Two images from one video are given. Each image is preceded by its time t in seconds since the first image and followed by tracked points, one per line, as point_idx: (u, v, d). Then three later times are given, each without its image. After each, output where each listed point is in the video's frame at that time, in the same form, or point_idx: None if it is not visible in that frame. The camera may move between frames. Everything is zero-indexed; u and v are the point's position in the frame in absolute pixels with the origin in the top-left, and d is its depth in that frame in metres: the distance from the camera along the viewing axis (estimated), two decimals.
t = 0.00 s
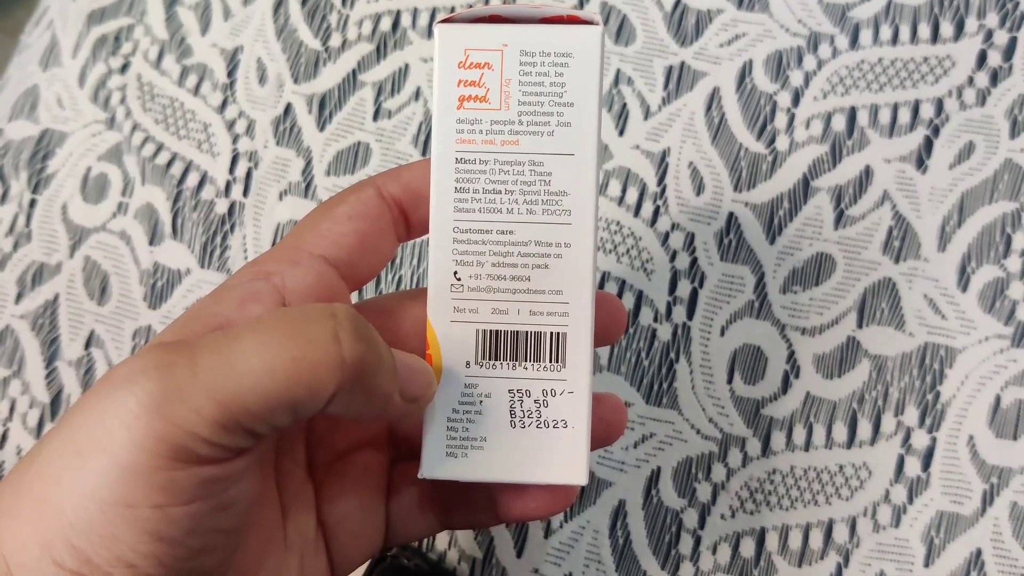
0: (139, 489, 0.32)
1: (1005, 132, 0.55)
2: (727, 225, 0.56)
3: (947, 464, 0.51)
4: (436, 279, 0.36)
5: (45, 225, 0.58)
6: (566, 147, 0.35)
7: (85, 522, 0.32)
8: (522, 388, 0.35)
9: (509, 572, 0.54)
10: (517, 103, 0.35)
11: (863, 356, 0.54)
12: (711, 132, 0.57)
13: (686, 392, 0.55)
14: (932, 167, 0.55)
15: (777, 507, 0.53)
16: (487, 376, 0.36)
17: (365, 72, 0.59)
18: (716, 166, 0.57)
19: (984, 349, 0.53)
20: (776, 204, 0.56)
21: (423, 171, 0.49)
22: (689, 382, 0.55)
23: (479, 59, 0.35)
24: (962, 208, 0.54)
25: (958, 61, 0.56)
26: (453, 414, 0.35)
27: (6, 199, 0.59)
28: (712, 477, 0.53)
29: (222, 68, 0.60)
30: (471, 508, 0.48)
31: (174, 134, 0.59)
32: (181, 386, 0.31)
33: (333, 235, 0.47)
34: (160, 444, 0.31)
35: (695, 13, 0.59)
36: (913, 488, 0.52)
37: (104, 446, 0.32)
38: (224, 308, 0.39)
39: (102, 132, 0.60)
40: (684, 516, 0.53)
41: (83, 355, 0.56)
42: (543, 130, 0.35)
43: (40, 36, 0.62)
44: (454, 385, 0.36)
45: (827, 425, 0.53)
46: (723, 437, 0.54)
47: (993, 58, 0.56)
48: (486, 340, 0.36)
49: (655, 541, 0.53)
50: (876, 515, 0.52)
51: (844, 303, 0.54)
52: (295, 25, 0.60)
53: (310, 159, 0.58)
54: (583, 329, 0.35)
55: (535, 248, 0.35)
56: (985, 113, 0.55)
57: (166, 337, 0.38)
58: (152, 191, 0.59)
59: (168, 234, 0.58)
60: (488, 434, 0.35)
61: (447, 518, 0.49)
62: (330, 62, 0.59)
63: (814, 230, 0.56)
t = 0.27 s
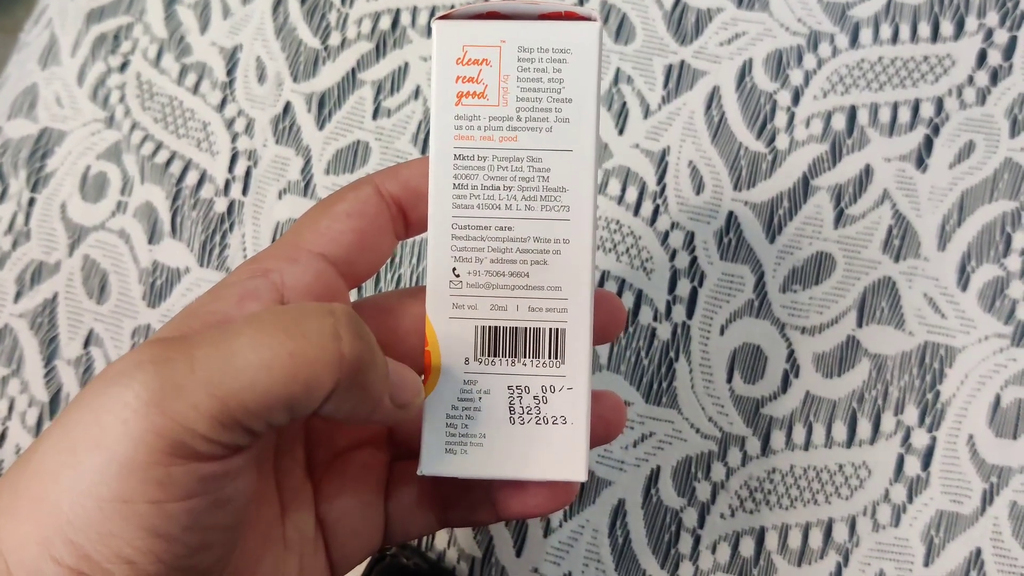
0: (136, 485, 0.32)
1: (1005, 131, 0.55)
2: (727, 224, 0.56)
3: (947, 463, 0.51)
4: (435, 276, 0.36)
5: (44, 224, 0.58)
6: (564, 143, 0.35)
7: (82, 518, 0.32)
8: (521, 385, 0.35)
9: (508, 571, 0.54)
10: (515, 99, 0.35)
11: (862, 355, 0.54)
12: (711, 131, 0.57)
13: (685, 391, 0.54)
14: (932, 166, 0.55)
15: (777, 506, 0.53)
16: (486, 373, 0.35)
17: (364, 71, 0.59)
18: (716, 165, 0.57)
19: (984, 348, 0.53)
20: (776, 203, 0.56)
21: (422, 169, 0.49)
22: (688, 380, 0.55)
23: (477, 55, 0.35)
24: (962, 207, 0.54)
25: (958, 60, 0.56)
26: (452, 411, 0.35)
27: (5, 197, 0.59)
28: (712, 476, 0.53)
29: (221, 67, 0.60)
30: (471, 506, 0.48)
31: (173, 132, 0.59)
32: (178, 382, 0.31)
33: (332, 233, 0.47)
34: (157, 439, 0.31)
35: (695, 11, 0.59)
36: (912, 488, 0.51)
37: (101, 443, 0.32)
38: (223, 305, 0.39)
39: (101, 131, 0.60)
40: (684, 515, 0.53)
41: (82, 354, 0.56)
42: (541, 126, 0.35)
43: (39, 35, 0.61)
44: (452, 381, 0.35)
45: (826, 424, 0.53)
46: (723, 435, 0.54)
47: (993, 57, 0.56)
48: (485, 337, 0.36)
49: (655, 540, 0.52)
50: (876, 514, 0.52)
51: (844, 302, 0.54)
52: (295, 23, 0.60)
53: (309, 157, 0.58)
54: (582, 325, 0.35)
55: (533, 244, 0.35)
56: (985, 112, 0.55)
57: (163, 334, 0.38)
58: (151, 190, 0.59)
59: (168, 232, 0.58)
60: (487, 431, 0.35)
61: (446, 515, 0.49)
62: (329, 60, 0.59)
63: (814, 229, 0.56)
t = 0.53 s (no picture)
0: (168, 513, 0.31)
1: (1007, 127, 0.55)
2: (728, 220, 0.56)
3: (948, 460, 0.51)
4: (437, 272, 0.35)
5: (42, 220, 0.58)
6: (567, 138, 0.35)
7: (105, 538, 0.32)
8: (522, 382, 0.35)
9: (508, 569, 0.53)
10: (517, 94, 0.35)
11: (863, 352, 0.54)
12: (711, 127, 0.57)
13: (686, 388, 0.54)
14: (933, 162, 0.55)
15: (777, 503, 0.52)
16: (487, 370, 0.35)
17: (364, 67, 0.59)
18: (716, 161, 0.57)
19: (985, 345, 0.52)
20: (776, 200, 0.56)
21: (423, 165, 0.49)
22: (689, 377, 0.54)
23: (479, 49, 0.35)
24: (963, 203, 0.54)
25: (960, 56, 0.56)
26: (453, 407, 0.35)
27: (3, 193, 0.59)
28: (712, 474, 0.53)
29: (220, 63, 0.59)
30: (473, 504, 0.48)
31: (172, 128, 0.59)
32: (220, 418, 0.30)
33: (332, 229, 0.46)
34: (194, 473, 0.31)
35: (696, 7, 0.59)
36: (913, 485, 0.51)
37: (132, 469, 0.31)
38: (227, 309, 0.39)
39: (100, 127, 0.60)
40: (684, 512, 0.52)
41: (80, 351, 0.56)
42: (544, 121, 0.35)
43: (37, 30, 0.61)
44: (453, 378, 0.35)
45: (827, 421, 0.53)
46: (723, 433, 0.53)
47: (994, 54, 0.56)
48: (486, 333, 0.35)
49: (655, 538, 0.52)
50: (877, 512, 0.51)
51: (845, 299, 0.54)
52: (294, 19, 0.60)
53: (308, 154, 0.58)
54: (584, 322, 0.35)
55: (536, 240, 0.35)
56: (987, 108, 0.55)
57: (178, 344, 0.37)
58: (149, 186, 0.58)
59: (166, 229, 0.58)
60: (488, 428, 0.35)
61: (446, 513, 0.49)
62: (328, 56, 0.59)
63: (815, 226, 0.55)
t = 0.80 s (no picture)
0: (174, 515, 0.31)
1: (1006, 127, 0.55)
2: (727, 220, 0.56)
3: (947, 459, 0.51)
4: (438, 272, 0.35)
5: (42, 219, 0.58)
6: (569, 139, 0.35)
7: (112, 538, 0.32)
8: (523, 382, 0.35)
9: (507, 568, 0.53)
10: (520, 95, 0.35)
11: (862, 351, 0.54)
12: (711, 127, 0.57)
13: (685, 387, 0.54)
14: (932, 162, 0.55)
15: (777, 502, 0.53)
16: (488, 369, 0.35)
17: (364, 66, 0.59)
18: (716, 161, 0.57)
19: (984, 345, 0.52)
20: (776, 199, 0.56)
21: (425, 165, 0.49)
22: (688, 377, 0.54)
23: (482, 50, 0.35)
24: (962, 203, 0.54)
25: (959, 56, 0.56)
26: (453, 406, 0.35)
27: (3, 192, 0.59)
28: (712, 473, 0.53)
29: (220, 62, 0.59)
30: (473, 503, 0.48)
31: (172, 128, 0.59)
32: (229, 423, 0.30)
33: (334, 228, 0.47)
34: (202, 478, 0.31)
35: (695, 7, 0.59)
36: (912, 484, 0.51)
37: (140, 473, 0.31)
38: (232, 310, 0.39)
39: (100, 126, 0.60)
40: (683, 511, 0.53)
41: (80, 350, 0.56)
42: (546, 122, 0.35)
43: (37, 29, 0.61)
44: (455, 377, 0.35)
45: (826, 420, 0.53)
46: (723, 432, 0.53)
47: (993, 54, 0.56)
48: (488, 333, 0.35)
49: (654, 537, 0.52)
50: (876, 511, 0.52)
51: (844, 298, 0.54)
52: (294, 18, 0.60)
53: (308, 153, 0.58)
54: (585, 322, 0.35)
55: (537, 241, 0.35)
56: (986, 108, 0.55)
57: (184, 344, 0.37)
58: (150, 185, 0.58)
59: (166, 228, 0.58)
60: (488, 428, 0.35)
61: (447, 512, 0.49)
62: (328, 55, 0.59)
63: (814, 225, 0.55)
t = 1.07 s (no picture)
0: (167, 502, 0.31)
1: (1007, 124, 0.55)
2: (728, 217, 0.56)
3: (948, 456, 0.51)
4: (434, 263, 0.35)
5: (42, 216, 0.58)
6: (565, 130, 0.35)
7: (106, 525, 0.32)
8: (520, 373, 0.35)
9: (508, 565, 0.53)
10: (516, 85, 0.35)
11: (863, 348, 0.54)
12: (712, 124, 0.57)
13: (686, 383, 0.54)
14: (933, 159, 0.55)
15: (777, 499, 0.53)
16: (485, 361, 0.35)
17: (364, 63, 0.59)
18: (717, 158, 0.57)
19: (985, 342, 0.52)
20: (777, 196, 0.56)
21: (422, 157, 0.49)
22: (689, 373, 0.54)
23: (477, 41, 0.35)
24: (963, 200, 0.54)
25: (960, 53, 0.56)
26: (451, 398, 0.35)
27: (4, 189, 0.59)
28: (712, 469, 0.53)
29: (221, 59, 0.59)
30: (472, 496, 0.49)
31: (172, 124, 0.59)
32: (218, 407, 0.30)
33: (331, 220, 0.47)
34: (192, 462, 0.31)
35: (696, 4, 0.59)
36: (913, 481, 0.51)
37: (131, 459, 0.31)
38: (227, 300, 0.39)
39: (100, 122, 0.60)
40: (684, 508, 0.53)
41: (81, 346, 0.56)
42: (542, 112, 0.35)
43: (38, 26, 0.61)
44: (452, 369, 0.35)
45: (827, 417, 0.53)
46: (723, 429, 0.53)
47: (994, 51, 0.56)
48: (484, 325, 0.35)
49: (654, 533, 0.52)
50: (876, 508, 0.52)
51: (845, 295, 0.54)
52: (295, 15, 0.60)
53: (309, 149, 0.58)
54: (582, 313, 0.35)
55: (533, 232, 0.35)
56: (987, 105, 0.55)
57: (178, 334, 0.37)
58: (150, 181, 0.58)
59: (167, 224, 0.58)
60: (486, 419, 0.35)
61: (446, 504, 0.50)
62: (329, 52, 0.59)
63: (815, 222, 0.55)
